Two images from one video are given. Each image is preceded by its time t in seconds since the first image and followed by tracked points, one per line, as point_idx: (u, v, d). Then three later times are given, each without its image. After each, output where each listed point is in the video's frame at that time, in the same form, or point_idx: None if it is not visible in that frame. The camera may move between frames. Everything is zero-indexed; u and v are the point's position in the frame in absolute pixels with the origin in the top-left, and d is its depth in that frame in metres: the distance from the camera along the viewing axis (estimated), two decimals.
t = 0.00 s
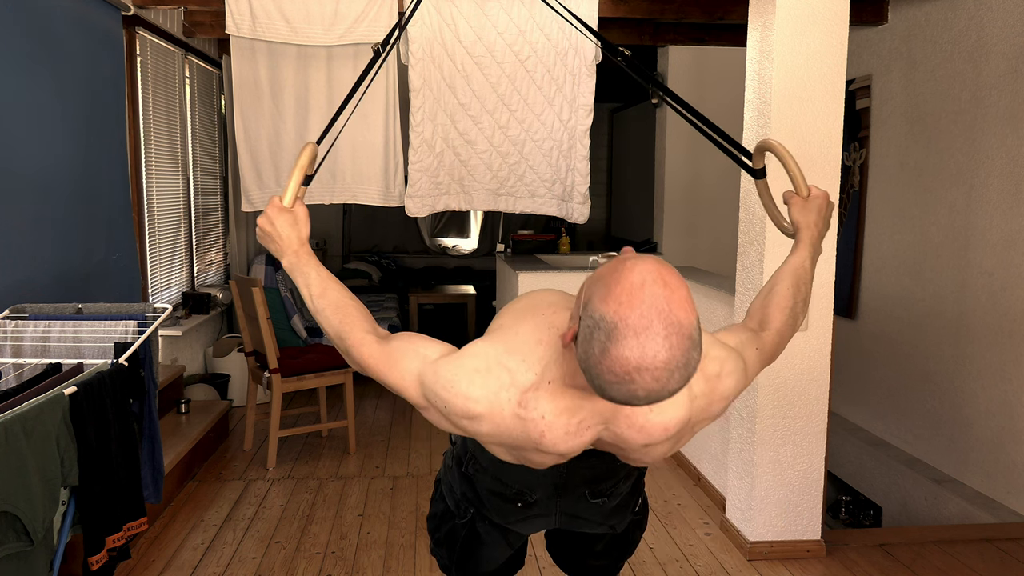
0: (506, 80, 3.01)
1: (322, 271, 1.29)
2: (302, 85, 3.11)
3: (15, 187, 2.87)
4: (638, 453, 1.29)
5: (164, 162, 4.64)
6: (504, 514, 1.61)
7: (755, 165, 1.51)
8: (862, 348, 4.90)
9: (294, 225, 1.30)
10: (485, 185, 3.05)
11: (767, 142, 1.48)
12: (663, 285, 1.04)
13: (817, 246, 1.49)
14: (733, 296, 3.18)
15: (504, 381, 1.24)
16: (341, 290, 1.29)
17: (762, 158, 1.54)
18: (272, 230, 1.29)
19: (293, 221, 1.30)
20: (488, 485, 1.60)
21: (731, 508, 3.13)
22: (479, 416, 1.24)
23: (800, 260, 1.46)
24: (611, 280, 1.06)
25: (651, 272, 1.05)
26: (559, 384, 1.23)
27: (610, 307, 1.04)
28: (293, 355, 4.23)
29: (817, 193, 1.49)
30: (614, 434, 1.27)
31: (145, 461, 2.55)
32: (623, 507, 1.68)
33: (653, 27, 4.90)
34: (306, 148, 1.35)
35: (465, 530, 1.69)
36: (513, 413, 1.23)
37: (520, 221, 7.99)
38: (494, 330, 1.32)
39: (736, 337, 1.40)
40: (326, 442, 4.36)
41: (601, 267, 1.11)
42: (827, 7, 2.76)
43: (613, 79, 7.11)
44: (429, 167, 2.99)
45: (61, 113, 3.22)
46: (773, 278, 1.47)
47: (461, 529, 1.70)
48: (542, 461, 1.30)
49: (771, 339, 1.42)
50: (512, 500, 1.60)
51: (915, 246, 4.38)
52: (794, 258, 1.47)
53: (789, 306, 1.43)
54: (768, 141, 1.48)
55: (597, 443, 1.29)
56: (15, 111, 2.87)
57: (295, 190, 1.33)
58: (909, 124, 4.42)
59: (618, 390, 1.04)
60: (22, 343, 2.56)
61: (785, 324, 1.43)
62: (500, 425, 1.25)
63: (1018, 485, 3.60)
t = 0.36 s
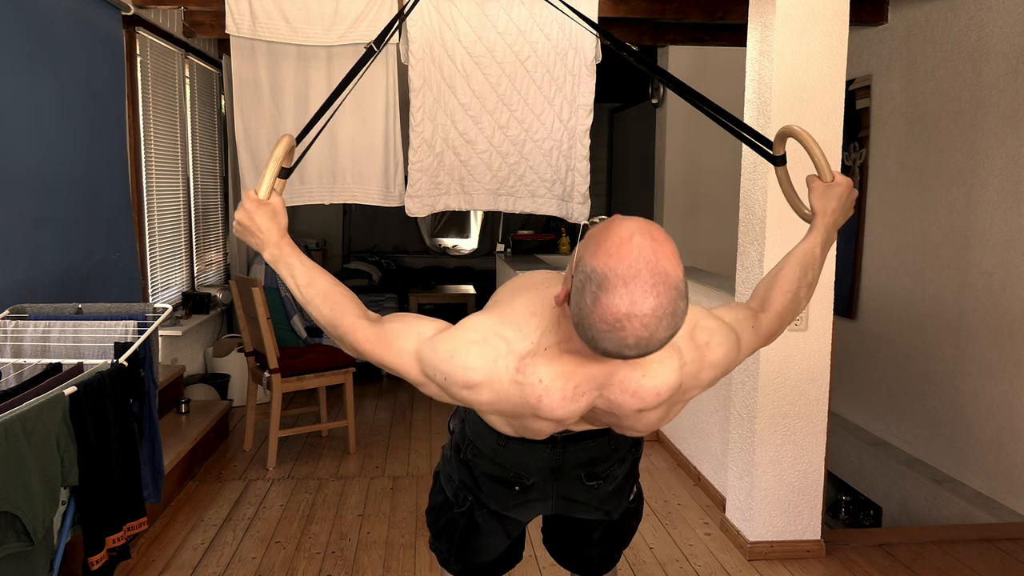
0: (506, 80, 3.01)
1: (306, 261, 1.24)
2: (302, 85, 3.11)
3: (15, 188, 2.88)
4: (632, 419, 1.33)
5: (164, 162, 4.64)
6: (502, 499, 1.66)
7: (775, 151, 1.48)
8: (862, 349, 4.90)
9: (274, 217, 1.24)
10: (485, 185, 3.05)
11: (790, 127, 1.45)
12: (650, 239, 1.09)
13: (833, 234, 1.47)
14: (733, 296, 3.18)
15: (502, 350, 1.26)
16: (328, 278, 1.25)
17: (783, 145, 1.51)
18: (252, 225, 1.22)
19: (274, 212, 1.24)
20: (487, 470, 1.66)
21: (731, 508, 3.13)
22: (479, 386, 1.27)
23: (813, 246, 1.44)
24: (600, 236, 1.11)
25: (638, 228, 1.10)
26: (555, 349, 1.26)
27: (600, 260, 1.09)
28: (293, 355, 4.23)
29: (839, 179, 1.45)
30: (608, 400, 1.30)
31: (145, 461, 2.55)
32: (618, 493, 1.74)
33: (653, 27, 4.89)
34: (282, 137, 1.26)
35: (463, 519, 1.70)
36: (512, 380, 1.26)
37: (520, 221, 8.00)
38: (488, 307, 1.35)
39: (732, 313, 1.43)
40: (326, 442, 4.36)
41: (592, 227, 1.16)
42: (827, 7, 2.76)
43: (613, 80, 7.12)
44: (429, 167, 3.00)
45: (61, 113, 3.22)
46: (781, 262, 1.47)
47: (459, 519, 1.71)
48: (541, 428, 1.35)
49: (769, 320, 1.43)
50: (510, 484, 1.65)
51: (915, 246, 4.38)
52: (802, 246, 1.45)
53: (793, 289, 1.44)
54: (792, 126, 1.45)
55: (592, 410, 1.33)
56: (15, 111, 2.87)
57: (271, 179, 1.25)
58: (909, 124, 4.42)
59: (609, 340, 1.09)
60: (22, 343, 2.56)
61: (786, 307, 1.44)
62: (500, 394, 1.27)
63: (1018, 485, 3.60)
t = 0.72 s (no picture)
0: (506, 80, 3.01)
1: (292, 248, 1.26)
2: (302, 85, 3.11)
3: (15, 188, 2.88)
4: (626, 389, 1.37)
5: (164, 162, 4.64)
6: (502, 485, 1.71)
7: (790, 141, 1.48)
8: (862, 349, 4.90)
9: (256, 206, 1.25)
10: (485, 185, 3.04)
11: (805, 117, 1.43)
12: (638, 203, 1.16)
13: (845, 221, 1.50)
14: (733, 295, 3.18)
15: (499, 322, 1.33)
16: (317, 267, 1.29)
17: (798, 133, 1.50)
18: (236, 214, 1.24)
19: (256, 200, 1.25)
20: (487, 454, 1.71)
21: (731, 508, 3.13)
22: (477, 358, 1.33)
23: (822, 234, 1.49)
24: (592, 201, 1.18)
25: (627, 193, 1.17)
26: (550, 318, 1.32)
27: (591, 222, 1.15)
28: (293, 355, 4.23)
29: (858, 166, 1.45)
30: (602, 368, 1.34)
31: (145, 461, 2.55)
32: (616, 481, 1.78)
33: (653, 27, 4.89)
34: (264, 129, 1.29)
35: (465, 508, 1.76)
36: (509, 349, 1.32)
37: (520, 221, 8.00)
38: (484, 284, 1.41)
39: (731, 293, 1.48)
40: (326, 442, 4.36)
41: (584, 194, 1.23)
42: (828, 7, 2.76)
43: (613, 80, 7.12)
44: (429, 167, 3.00)
45: (61, 113, 3.22)
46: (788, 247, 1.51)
47: (460, 508, 1.76)
48: (540, 399, 1.41)
49: (768, 303, 1.47)
50: (510, 470, 1.70)
51: (915, 246, 4.38)
52: (810, 234, 1.49)
53: (796, 274, 1.48)
54: (807, 116, 1.43)
55: (587, 381, 1.37)
56: (15, 111, 2.86)
57: (252, 170, 1.26)
58: (909, 124, 4.42)
59: (600, 296, 1.15)
60: (22, 343, 2.56)
61: (787, 292, 1.48)
62: (497, 363, 1.34)
63: (1018, 485, 3.60)
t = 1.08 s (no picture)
0: (506, 81, 3.01)
1: (279, 242, 1.29)
2: (302, 85, 3.11)
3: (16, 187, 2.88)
4: (618, 369, 1.44)
5: (164, 162, 4.64)
6: (501, 474, 1.75)
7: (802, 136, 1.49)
8: (862, 349, 4.90)
9: (241, 201, 1.26)
10: (485, 185, 3.05)
11: (817, 112, 1.45)
12: (628, 185, 1.25)
13: (855, 216, 1.50)
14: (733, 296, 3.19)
15: (496, 304, 1.38)
16: (307, 259, 1.30)
17: (811, 129, 1.51)
18: (221, 210, 1.24)
19: (240, 195, 1.26)
20: (486, 443, 1.74)
21: (731, 508, 3.13)
22: (475, 339, 1.37)
23: (829, 228, 1.50)
24: (584, 183, 1.27)
25: (617, 176, 1.26)
26: (546, 299, 1.38)
27: (583, 202, 1.25)
28: (293, 355, 4.23)
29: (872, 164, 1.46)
30: (594, 348, 1.41)
31: (145, 461, 2.55)
32: (612, 471, 1.81)
33: (653, 27, 4.89)
34: (249, 123, 1.26)
35: (465, 500, 1.80)
36: (507, 330, 1.37)
37: (520, 221, 8.00)
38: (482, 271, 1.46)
39: (728, 282, 1.52)
40: (326, 442, 4.36)
41: (577, 178, 1.32)
42: (828, 7, 2.76)
43: (613, 80, 7.12)
44: (429, 167, 3.00)
45: (61, 113, 3.23)
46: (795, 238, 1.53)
47: (461, 500, 1.81)
48: (536, 378, 1.45)
49: (765, 294, 1.50)
50: (508, 459, 1.74)
51: (915, 246, 4.37)
52: (819, 226, 1.50)
53: (798, 267, 1.50)
54: (819, 111, 1.45)
55: (581, 361, 1.43)
56: (16, 111, 2.87)
57: (235, 164, 1.25)
58: (909, 124, 4.42)
59: (589, 272, 1.24)
60: (21, 343, 2.56)
61: (788, 283, 1.50)
62: (495, 344, 1.38)
63: (1019, 485, 3.59)
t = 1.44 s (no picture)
0: (506, 81, 3.01)
1: (268, 237, 1.31)
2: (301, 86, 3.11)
3: (15, 187, 2.88)
4: (611, 353, 1.49)
5: (164, 162, 4.63)
6: (499, 466, 1.76)
7: (810, 129, 1.50)
8: (862, 349, 4.90)
9: (229, 195, 1.26)
10: (485, 185, 3.05)
11: (828, 104, 1.45)
12: (618, 169, 1.32)
13: (862, 207, 1.52)
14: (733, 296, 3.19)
15: (492, 290, 1.44)
16: (298, 252, 1.33)
17: (820, 121, 1.52)
18: (209, 206, 1.25)
19: (227, 189, 1.26)
20: (484, 434, 1.75)
21: (731, 508, 3.13)
22: (472, 324, 1.43)
23: (834, 218, 1.52)
24: (576, 168, 1.34)
25: (608, 161, 1.34)
26: (542, 284, 1.44)
27: (575, 185, 1.32)
28: (293, 355, 4.23)
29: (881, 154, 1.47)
30: (588, 333, 1.46)
31: (145, 461, 2.55)
32: (608, 464, 1.82)
33: (653, 27, 4.89)
34: (234, 121, 1.27)
35: (463, 493, 1.81)
36: (503, 315, 1.43)
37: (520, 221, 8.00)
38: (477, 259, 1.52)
39: (725, 270, 1.56)
40: (326, 442, 4.36)
41: (570, 164, 1.39)
42: (828, 7, 2.76)
43: (613, 80, 7.12)
44: (429, 167, 3.00)
45: (61, 113, 3.22)
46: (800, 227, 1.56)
47: (459, 493, 1.81)
48: (532, 362, 1.52)
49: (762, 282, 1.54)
50: (506, 449, 1.75)
51: (915, 246, 4.38)
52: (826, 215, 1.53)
53: (798, 256, 1.54)
54: (829, 103, 1.45)
55: (575, 347, 1.49)
56: (16, 111, 2.87)
57: (222, 159, 1.25)
58: (909, 124, 4.42)
59: (581, 252, 1.31)
60: (22, 343, 2.56)
61: (786, 271, 1.54)
62: (493, 328, 1.44)
63: (1019, 485, 3.59)
